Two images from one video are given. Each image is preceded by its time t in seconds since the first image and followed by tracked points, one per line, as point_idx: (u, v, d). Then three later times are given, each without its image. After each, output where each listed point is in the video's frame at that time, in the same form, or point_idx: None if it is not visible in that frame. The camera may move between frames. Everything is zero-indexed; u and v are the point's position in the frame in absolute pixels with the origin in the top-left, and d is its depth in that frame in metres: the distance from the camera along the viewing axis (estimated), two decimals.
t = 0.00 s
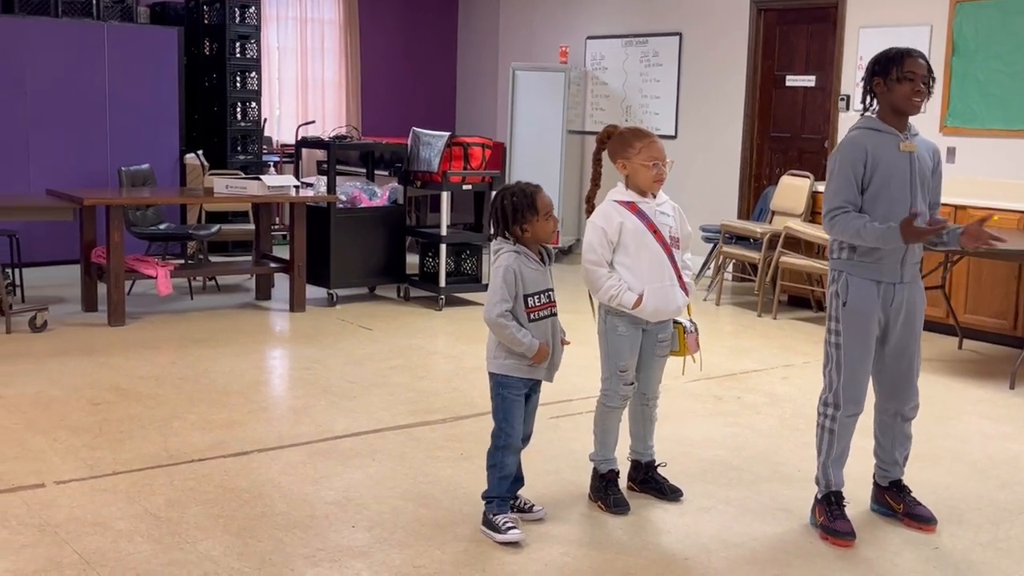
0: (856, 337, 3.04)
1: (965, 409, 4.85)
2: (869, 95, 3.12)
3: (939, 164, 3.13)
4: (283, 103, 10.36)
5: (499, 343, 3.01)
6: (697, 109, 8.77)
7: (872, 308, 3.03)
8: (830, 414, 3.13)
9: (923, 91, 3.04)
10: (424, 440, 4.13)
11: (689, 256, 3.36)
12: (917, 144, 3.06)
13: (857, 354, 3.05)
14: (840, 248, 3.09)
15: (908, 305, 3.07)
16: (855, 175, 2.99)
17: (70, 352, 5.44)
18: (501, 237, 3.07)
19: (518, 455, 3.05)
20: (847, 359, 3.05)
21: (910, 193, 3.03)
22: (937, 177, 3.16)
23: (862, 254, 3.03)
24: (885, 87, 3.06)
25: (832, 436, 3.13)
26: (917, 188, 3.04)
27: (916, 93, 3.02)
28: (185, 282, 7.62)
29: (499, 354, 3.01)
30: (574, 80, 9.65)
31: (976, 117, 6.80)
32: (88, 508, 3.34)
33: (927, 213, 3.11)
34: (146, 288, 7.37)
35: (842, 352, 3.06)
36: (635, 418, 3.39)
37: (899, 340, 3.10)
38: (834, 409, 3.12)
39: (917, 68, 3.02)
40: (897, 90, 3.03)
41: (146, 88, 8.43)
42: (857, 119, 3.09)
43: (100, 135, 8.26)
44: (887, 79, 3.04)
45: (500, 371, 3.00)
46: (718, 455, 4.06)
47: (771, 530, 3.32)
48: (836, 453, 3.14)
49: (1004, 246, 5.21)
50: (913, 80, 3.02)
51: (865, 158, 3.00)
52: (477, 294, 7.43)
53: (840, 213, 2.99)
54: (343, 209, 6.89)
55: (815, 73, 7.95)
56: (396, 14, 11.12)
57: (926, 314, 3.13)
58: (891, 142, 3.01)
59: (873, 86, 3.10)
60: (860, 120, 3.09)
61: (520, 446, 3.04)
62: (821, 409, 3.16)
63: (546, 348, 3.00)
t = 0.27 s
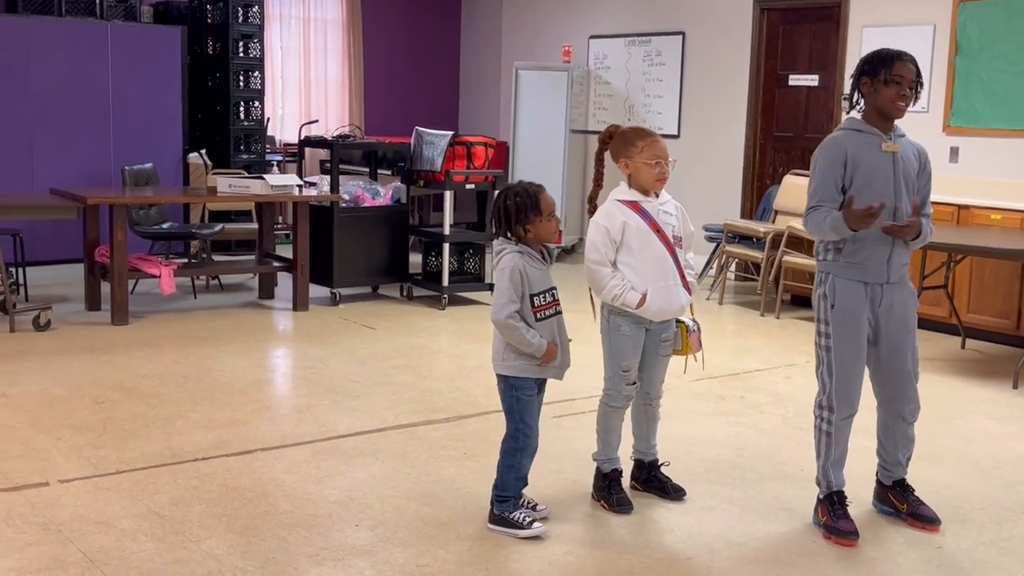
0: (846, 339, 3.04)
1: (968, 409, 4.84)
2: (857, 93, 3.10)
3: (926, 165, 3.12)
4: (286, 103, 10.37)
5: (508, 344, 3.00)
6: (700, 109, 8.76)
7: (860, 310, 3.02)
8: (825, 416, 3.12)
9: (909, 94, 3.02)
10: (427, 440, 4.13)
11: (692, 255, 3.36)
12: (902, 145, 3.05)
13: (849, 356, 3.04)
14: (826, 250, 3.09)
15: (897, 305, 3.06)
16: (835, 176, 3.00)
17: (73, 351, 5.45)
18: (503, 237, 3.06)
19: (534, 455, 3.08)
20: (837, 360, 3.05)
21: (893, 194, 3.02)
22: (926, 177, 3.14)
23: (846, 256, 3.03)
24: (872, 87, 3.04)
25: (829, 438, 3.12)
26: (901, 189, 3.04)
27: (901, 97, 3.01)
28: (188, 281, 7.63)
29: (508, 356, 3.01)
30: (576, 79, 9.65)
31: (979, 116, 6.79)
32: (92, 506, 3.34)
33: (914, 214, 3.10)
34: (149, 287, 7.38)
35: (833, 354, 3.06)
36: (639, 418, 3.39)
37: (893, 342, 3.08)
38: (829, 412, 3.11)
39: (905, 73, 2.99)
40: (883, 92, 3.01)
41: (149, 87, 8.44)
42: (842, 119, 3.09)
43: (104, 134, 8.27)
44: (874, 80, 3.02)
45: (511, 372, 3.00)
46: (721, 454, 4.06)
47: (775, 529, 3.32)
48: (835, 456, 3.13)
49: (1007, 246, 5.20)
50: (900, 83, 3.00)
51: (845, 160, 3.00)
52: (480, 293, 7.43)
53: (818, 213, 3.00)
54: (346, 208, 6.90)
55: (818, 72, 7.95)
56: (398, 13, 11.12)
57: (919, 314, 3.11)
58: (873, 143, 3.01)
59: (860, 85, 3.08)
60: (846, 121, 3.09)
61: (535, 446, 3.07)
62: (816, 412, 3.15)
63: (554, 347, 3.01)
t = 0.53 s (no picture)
0: (837, 338, 3.02)
1: (971, 408, 4.84)
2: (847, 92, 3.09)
3: (917, 161, 3.09)
4: (289, 101, 10.37)
5: (512, 346, 3.00)
6: (703, 108, 8.76)
7: (852, 310, 2.99)
8: (819, 416, 3.11)
9: (897, 89, 3.00)
10: (430, 439, 4.13)
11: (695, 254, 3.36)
12: (890, 142, 3.02)
13: (841, 356, 3.03)
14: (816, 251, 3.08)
15: (892, 303, 3.02)
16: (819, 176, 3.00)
17: (76, 349, 5.45)
18: (503, 237, 3.06)
19: (535, 457, 3.08)
20: (829, 361, 3.04)
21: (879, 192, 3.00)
22: (918, 173, 3.11)
23: (835, 256, 3.01)
24: (859, 84, 3.03)
25: (823, 438, 3.11)
26: (888, 186, 3.01)
27: (888, 92, 2.98)
28: (191, 280, 7.64)
29: (513, 358, 3.00)
30: (579, 78, 9.65)
31: (982, 115, 6.79)
32: (94, 505, 3.35)
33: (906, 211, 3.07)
34: (152, 286, 7.38)
35: (825, 355, 3.05)
36: (640, 418, 3.39)
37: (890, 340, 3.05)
38: (823, 411, 3.10)
39: (892, 66, 2.97)
40: (870, 87, 3.00)
41: (151, 86, 8.44)
42: (831, 120, 3.08)
43: (107, 133, 8.28)
44: (860, 75, 3.00)
45: (517, 374, 3.00)
46: (724, 453, 4.06)
47: (777, 529, 3.32)
48: (831, 456, 3.12)
49: (1011, 245, 5.19)
50: (887, 78, 2.98)
51: (829, 160, 3.00)
52: (482, 292, 7.43)
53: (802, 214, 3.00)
54: (348, 207, 6.90)
55: (821, 71, 7.94)
56: (401, 12, 11.12)
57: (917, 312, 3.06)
58: (858, 142, 3.00)
59: (848, 83, 3.07)
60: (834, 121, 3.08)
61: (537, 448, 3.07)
62: (812, 411, 3.14)
63: (560, 346, 3.02)
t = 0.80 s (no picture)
0: (840, 338, 3.01)
1: (974, 408, 4.83)
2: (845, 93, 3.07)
3: (921, 155, 3.05)
4: (291, 100, 10.37)
5: (516, 347, 2.99)
6: (706, 106, 8.75)
7: (856, 309, 2.98)
8: (823, 416, 3.11)
9: (894, 88, 2.97)
10: (432, 437, 4.13)
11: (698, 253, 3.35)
12: (891, 140, 2.99)
13: (845, 356, 3.02)
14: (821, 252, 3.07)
15: (898, 302, 3.00)
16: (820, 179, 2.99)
17: (79, 348, 5.45)
18: (501, 237, 3.05)
19: (535, 457, 3.08)
20: (833, 360, 3.03)
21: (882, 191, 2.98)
22: (923, 168, 3.07)
23: (838, 257, 3.00)
24: (856, 85, 3.01)
25: (826, 437, 3.11)
26: (891, 184, 2.99)
27: (885, 91, 2.95)
28: (193, 278, 7.64)
29: (516, 360, 2.99)
30: (582, 77, 9.63)
31: (986, 114, 6.78)
32: (97, 503, 3.35)
33: (911, 208, 3.03)
34: (154, 284, 7.39)
35: (829, 355, 3.04)
36: (642, 417, 3.39)
37: (897, 340, 3.02)
38: (826, 410, 3.10)
39: (887, 65, 2.95)
40: (867, 88, 2.98)
41: (154, 84, 8.44)
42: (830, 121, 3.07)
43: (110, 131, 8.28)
44: (856, 76, 2.99)
45: (521, 376, 2.99)
46: (726, 453, 4.06)
47: (779, 528, 3.31)
48: (834, 456, 3.12)
49: (1014, 244, 5.18)
50: (883, 77, 2.96)
51: (829, 162, 2.99)
52: (484, 291, 7.43)
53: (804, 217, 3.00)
54: (351, 206, 6.91)
55: (824, 69, 7.92)
56: (403, 10, 11.11)
57: (925, 310, 3.03)
58: (858, 142, 2.98)
59: (845, 85, 3.05)
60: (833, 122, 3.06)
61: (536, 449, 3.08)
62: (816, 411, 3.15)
63: (563, 345, 3.03)
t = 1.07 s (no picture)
0: (857, 338, 2.98)
1: (978, 406, 4.82)
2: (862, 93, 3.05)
3: (943, 153, 3.00)
4: (294, 98, 10.37)
5: (526, 348, 2.98)
6: (709, 104, 8.73)
7: (875, 309, 2.95)
8: (835, 415, 3.10)
9: (910, 88, 2.94)
10: (435, 435, 4.12)
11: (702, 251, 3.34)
12: (910, 138, 2.96)
13: (862, 355, 2.99)
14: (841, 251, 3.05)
15: (920, 302, 2.97)
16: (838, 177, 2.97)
17: (82, 346, 5.45)
18: (504, 236, 3.04)
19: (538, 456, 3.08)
20: (851, 359, 3.01)
21: (902, 190, 2.94)
22: (945, 166, 3.03)
23: (857, 255, 2.97)
24: (872, 86, 2.99)
25: (836, 436, 3.10)
26: (911, 183, 2.95)
27: (901, 92, 2.93)
28: (196, 276, 7.64)
29: (526, 361, 2.98)
30: (585, 75, 9.62)
31: (990, 111, 6.76)
32: (99, 501, 3.34)
33: (932, 206, 3.00)
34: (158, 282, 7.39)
35: (846, 354, 3.02)
36: (646, 415, 3.38)
37: (918, 340, 2.99)
38: (838, 409, 3.09)
39: (902, 66, 2.92)
40: (882, 90, 2.95)
41: (157, 82, 8.44)
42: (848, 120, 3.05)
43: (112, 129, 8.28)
44: (871, 78, 2.96)
45: (531, 376, 2.99)
46: (730, 451, 4.05)
47: (784, 526, 3.31)
48: (844, 454, 3.11)
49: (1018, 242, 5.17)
50: (898, 78, 2.93)
51: (846, 162, 2.97)
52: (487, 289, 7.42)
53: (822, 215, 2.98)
54: (353, 203, 6.91)
55: (827, 67, 7.90)
56: (406, 8, 11.11)
57: (948, 311, 2.99)
58: (875, 140, 2.95)
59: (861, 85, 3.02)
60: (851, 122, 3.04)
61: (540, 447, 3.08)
62: (829, 409, 3.13)
63: (571, 344, 3.04)
